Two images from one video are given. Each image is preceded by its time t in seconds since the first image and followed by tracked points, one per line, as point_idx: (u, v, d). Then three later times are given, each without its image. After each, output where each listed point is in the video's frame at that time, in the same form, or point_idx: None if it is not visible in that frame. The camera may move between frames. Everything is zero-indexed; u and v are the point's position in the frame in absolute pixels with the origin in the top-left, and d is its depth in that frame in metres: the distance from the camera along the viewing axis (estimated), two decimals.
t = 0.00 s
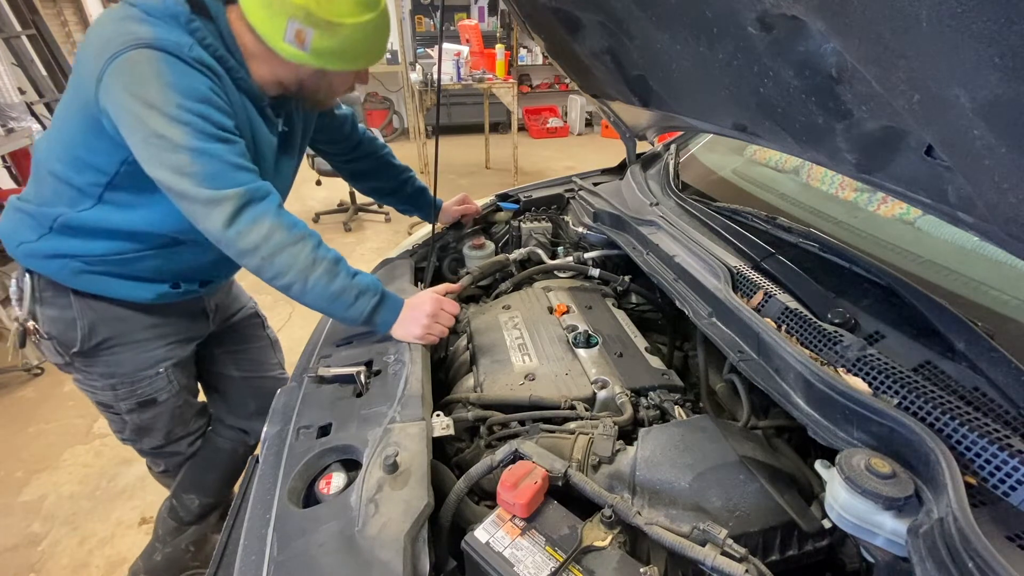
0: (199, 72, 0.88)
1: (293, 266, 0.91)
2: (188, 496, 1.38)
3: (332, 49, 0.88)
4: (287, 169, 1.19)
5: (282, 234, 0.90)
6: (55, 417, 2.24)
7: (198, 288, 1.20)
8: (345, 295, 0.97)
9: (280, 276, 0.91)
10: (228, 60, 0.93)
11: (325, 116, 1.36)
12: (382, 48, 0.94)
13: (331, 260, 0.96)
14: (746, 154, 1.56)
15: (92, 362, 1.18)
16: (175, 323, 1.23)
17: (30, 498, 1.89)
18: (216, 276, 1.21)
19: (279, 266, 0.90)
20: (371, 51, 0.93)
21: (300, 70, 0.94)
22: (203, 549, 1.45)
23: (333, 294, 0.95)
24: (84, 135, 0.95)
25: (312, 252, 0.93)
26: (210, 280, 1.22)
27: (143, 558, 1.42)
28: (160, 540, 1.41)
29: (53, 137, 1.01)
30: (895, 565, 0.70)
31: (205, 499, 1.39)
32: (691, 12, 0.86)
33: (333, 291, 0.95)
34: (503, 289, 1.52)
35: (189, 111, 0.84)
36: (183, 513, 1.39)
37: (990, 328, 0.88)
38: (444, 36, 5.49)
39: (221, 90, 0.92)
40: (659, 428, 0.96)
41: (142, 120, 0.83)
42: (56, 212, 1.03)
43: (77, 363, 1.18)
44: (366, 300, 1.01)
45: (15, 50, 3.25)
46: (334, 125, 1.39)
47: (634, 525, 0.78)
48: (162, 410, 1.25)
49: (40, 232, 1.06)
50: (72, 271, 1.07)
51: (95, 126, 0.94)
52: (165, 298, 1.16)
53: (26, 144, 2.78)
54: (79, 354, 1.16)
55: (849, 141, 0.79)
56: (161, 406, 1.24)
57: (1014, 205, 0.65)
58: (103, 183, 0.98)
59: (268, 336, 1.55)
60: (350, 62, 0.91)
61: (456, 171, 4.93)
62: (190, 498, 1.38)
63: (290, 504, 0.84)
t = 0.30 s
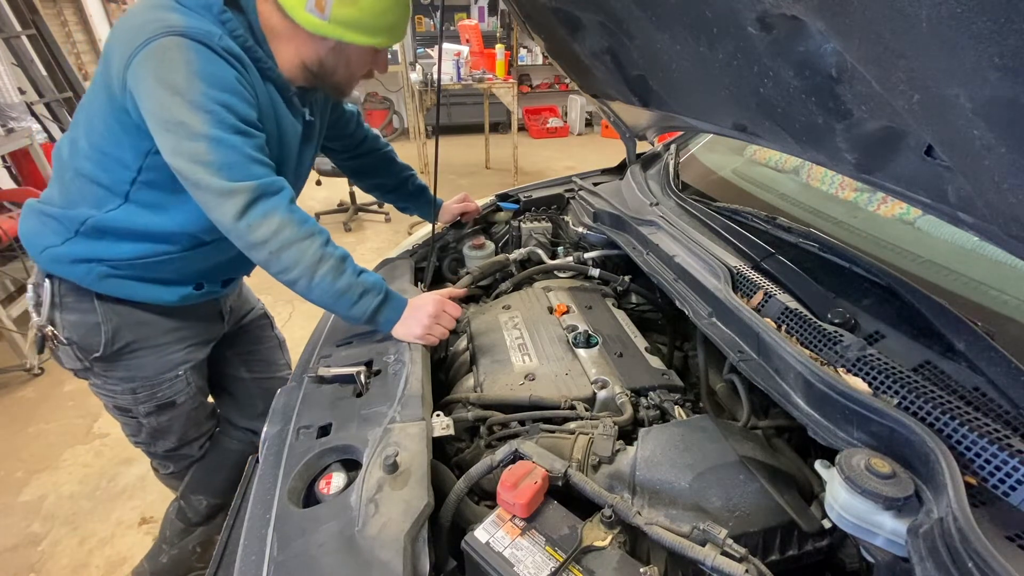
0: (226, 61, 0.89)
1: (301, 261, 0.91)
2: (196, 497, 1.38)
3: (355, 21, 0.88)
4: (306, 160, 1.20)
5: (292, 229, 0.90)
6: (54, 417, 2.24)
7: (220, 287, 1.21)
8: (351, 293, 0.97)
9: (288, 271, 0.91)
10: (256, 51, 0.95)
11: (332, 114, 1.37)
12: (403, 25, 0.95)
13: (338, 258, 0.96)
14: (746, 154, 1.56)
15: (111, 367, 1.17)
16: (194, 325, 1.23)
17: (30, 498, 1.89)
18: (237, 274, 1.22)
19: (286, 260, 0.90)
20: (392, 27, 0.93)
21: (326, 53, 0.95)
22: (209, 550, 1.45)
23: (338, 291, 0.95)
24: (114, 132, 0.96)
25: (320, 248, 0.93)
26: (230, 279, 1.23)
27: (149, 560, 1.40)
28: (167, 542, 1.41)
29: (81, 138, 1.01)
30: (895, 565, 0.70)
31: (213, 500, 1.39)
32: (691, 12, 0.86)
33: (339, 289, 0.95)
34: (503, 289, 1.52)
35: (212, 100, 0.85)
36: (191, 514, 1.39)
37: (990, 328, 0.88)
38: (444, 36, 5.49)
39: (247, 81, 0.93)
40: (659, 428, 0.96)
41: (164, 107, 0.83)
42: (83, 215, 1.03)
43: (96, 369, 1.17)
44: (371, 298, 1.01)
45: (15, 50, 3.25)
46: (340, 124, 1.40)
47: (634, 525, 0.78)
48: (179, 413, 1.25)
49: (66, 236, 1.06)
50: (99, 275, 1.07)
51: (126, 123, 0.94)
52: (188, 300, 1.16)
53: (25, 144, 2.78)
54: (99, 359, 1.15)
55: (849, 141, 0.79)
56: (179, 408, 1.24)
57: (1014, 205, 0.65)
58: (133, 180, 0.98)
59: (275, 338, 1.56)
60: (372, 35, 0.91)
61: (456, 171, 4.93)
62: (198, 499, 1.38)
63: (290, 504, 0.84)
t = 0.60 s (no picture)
0: (232, 59, 0.89)
1: (302, 262, 0.91)
2: (199, 496, 1.38)
3: (363, 14, 0.88)
4: (312, 156, 1.19)
5: (294, 230, 0.90)
6: (54, 417, 2.24)
7: (228, 287, 1.21)
8: (352, 294, 0.97)
9: (288, 271, 0.91)
10: (263, 48, 0.94)
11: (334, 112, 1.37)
12: (410, 23, 0.95)
13: (339, 258, 0.96)
14: (746, 154, 1.56)
15: (120, 365, 1.17)
16: (201, 324, 1.24)
17: (30, 498, 1.89)
18: (243, 274, 1.23)
19: (287, 261, 0.90)
20: (400, 24, 0.92)
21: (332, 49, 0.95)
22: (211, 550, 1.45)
23: (339, 293, 0.95)
24: (125, 131, 0.95)
25: (321, 249, 0.93)
26: (238, 278, 1.24)
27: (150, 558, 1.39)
28: (169, 539, 1.40)
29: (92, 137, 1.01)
30: (895, 565, 0.70)
31: (215, 499, 1.39)
32: (691, 12, 0.86)
33: (339, 290, 0.95)
34: (504, 289, 1.52)
35: (217, 98, 0.85)
36: (194, 513, 1.39)
37: (990, 328, 0.88)
38: (444, 36, 5.49)
39: (254, 80, 0.93)
40: (659, 428, 0.96)
41: (168, 105, 0.83)
42: (93, 213, 1.03)
43: (104, 367, 1.17)
44: (372, 299, 1.01)
45: (15, 50, 3.26)
46: (342, 122, 1.40)
47: (634, 525, 0.78)
48: (185, 412, 1.25)
49: (77, 235, 1.06)
50: (109, 275, 1.07)
51: (136, 122, 0.94)
52: (196, 300, 1.17)
53: (25, 144, 2.78)
54: (107, 358, 1.15)
55: (849, 141, 0.79)
56: (185, 408, 1.25)
57: (1014, 205, 0.65)
58: (144, 180, 0.97)
59: (280, 337, 1.56)
60: (380, 30, 0.90)
61: (456, 171, 4.93)
62: (201, 497, 1.38)
63: (290, 504, 0.84)
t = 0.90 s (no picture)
0: (219, 63, 0.88)
1: (299, 265, 0.91)
2: (193, 500, 1.38)
3: (364, 4, 0.87)
4: (302, 157, 1.19)
5: (289, 234, 0.90)
6: (54, 417, 2.24)
7: (212, 291, 1.21)
8: (350, 296, 0.97)
9: (285, 275, 0.92)
10: (251, 51, 0.93)
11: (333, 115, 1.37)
12: (407, 14, 0.95)
13: (336, 261, 0.96)
14: (746, 154, 1.56)
15: (102, 368, 1.17)
16: (185, 329, 1.23)
17: (30, 498, 1.89)
18: (229, 279, 1.22)
19: (283, 265, 0.91)
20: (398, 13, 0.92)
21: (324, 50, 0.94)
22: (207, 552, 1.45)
23: (336, 295, 0.96)
24: (107, 132, 0.96)
25: (317, 252, 0.93)
26: (223, 284, 1.22)
27: (146, 559, 1.40)
28: (164, 541, 1.41)
29: (76, 138, 1.01)
30: (895, 565, 0.70)
31: (210, 503, 1.38)
32: (691, 12, 0.86)
33: (337, 292, 0.96)
34: (503, 289, 1.52)
35: (204, 103, 0.84)
36: (188, 516, 1.38)
37: (990, 328, 0.88)
38: (444, 36, 5.49)
39: (242, 83, 0.92)
40: (659, 428, 0.96)
41: (155, 112, 0.83)
42: (77, 214, 1.03)
43: (87, 369, 1.17)
44: (370, 300, 1.01)
45: (15, 50, 3.25)
46: (340, 125, 1.40)
47: (634, 525, 0.78)
48: (171, 417, 1.25)
49: (58, 235, 1.06)
50: (88, 276, 1.07)
51: (118, 122, 0.94)
52: (178, 304, 1.16)
53: (26, 144, 2.78)
54: (89, 360, 1.15)
55: (849, 141, 0.79)
56: (170, 413, 1.24)
57: (1014, 205, 0.65)
58: (125, 181, 0.97)
59: (278, 341, 1.56)
60: (380, 21, 0.90)
61: (456, 171, 4.93)
62: (195, 501, 1.37)
63: (290, 504, 0.84)
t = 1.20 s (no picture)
0: (201, 67, 0.86)
1: (298, 271, 0.92)
2: (187, 506, 1.39)
3: None
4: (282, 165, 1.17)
5: (286, 239, 0.90)
6: (54, 417, 2.24)
7: (194, 301, 1.19)
8: (349, 299, 0.98)
9: (284, 281, 0.92)
10: (227, 48, 0.92)
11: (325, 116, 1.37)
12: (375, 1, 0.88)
13: (334, 264, 0.96)
14: (746, 154, 1.56)
15: (83, 378, 1.17)
16: (167, 338, 1.22)
17: (30, 498, 1.89)
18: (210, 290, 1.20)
19: (282, 271, 0.91)
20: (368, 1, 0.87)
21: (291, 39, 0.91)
22: (202, 556, 1.50)
23: (337, 298, 0.96)
24: (77, 142, 0.95)
25: (315, 256, 0.93)
26: (205, 295, 1.21)
27: (144, 565, 1.45)
28: (159, 547, 1.43)
29: (47, 147, 1.01)
30: (895, 565, 0.70)
31: (203, 508, 1.40)
32: (691, 12, 0.86)
33: (337, 296, 0.96)
34: (503, 289, 1.52)
35: (190, 111, 0.83)
36: (181, 522, 1.40)
37: (990, 328, 0.88)
38: (444, 36, 5.48)
39: (224, 86, 0.91)
40: (659, 428, 0.96)
41: (140, 121, 0.82)
42: (49, 223, 1.02)
43: (68, 378, 1.17)
44: (369, 303, 1.01)
45: (15, 50, 3.25)
46: (334, 127, 1.39)
47: (634, 525, 0.78)
48: (155, 425, 1.24)
49: (31, 244, 1.05)
50: (62, 286, 1.06)
51: (90, 132, 0.93)
52: (156, 314, 1.15)
53: (26, 144, 2.78)
54: (70, 369, 1.15)
55: (849, 141, 0.79)
56: (155, 421, 1.24)
57: (1014, 205, 0.64)
58: (96, 190, 0.97)
59: (269, 345, 1.55)
60: (338, 6, 0.84)
61: (456, 171, 4.93)
62: (188, 507, 1.39)
63: (290, 504, 0.84)
